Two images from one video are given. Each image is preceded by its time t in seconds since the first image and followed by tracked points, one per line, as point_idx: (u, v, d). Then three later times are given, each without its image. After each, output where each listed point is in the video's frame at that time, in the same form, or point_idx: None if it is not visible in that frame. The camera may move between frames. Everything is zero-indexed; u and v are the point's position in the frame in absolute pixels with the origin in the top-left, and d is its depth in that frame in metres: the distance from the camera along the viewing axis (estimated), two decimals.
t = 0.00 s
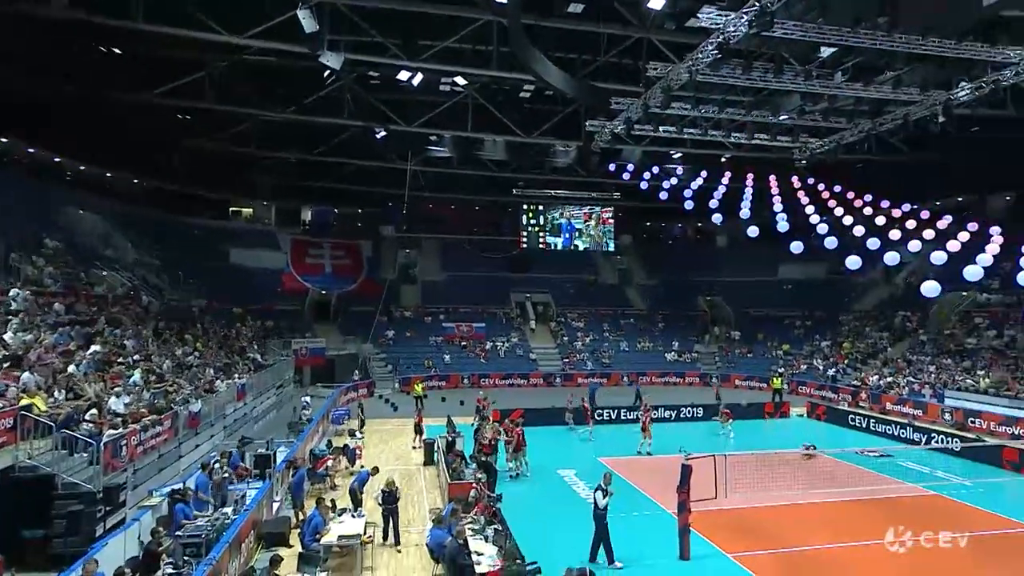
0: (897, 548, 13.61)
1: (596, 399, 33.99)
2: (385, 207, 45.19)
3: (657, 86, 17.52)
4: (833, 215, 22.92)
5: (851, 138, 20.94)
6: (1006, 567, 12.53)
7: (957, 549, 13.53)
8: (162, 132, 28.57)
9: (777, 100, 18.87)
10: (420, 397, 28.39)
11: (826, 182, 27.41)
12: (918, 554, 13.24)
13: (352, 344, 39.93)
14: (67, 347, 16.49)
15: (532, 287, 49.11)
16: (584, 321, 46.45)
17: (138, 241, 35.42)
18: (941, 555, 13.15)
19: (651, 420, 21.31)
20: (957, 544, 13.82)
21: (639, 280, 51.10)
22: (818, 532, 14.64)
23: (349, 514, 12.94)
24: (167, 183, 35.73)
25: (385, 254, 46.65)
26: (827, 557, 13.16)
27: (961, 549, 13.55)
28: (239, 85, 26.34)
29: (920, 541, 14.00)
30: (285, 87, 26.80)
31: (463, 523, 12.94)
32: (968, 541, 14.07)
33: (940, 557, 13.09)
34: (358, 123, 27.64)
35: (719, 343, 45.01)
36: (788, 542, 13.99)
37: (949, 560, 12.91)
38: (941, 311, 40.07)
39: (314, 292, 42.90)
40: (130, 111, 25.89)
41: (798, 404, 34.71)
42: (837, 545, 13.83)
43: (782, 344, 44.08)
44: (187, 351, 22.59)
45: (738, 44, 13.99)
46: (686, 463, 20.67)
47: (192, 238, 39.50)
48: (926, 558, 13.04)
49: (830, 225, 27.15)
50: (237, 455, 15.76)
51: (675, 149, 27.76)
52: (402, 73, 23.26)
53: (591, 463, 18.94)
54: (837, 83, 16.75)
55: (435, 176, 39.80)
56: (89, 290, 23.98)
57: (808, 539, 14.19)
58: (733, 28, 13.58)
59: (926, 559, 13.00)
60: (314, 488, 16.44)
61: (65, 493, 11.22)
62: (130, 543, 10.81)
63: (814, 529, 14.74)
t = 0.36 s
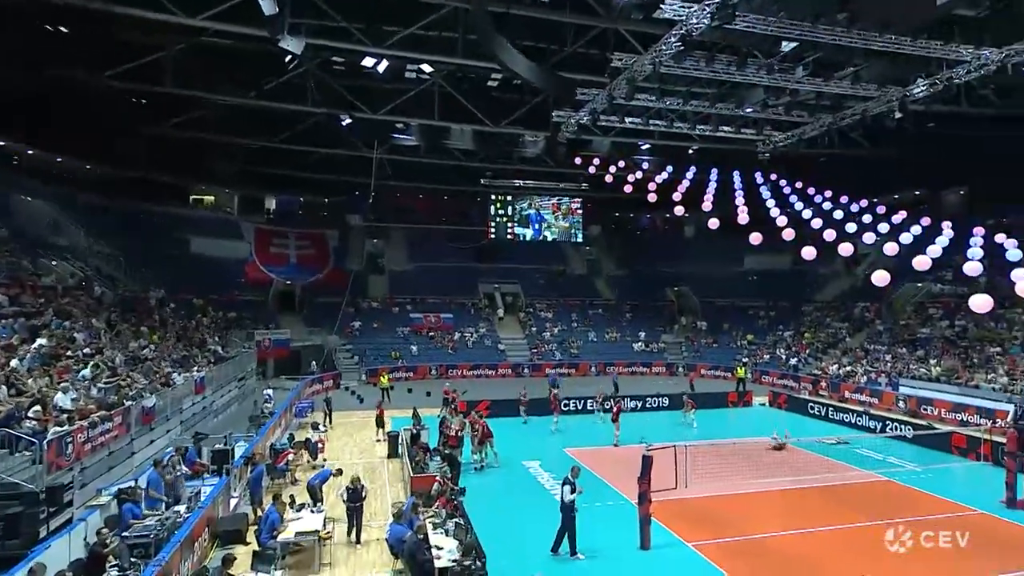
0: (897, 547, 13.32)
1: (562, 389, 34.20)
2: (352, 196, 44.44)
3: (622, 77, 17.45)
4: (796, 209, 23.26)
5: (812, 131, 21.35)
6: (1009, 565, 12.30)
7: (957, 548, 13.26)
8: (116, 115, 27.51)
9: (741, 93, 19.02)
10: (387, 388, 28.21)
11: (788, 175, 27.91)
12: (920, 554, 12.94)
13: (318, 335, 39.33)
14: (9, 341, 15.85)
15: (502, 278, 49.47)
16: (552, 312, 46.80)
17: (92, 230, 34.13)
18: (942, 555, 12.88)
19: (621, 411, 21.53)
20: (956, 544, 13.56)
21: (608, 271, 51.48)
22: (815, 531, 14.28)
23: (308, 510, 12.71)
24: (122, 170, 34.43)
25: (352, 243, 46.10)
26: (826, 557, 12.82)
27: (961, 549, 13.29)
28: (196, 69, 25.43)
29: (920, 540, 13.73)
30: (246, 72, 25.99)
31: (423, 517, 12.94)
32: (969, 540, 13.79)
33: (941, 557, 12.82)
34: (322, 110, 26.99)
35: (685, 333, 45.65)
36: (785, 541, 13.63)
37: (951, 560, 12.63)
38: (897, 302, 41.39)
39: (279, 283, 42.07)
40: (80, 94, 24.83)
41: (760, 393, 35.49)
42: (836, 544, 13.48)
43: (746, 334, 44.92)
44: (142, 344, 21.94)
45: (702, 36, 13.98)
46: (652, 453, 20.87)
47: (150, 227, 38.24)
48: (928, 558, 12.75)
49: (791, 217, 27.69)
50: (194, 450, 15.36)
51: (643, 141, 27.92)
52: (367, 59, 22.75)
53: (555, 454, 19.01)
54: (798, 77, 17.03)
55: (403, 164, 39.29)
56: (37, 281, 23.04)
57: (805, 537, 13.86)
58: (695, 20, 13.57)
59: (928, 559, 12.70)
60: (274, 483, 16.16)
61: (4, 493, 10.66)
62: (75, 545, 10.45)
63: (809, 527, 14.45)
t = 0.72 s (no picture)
0: (897, 547, 12.79)
1: (533, 379, 34.23)
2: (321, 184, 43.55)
3: (589, 66, 17.35)
4: (764, 201, 23.44)
5: (779, 123, 21.61)
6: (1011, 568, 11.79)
7: (956, 548, 12.75)
8: (70, 98, 26.48)
9: (709, 85, 19.16)
10: (356, 379, 28.00)
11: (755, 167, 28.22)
12: (918, 555, 12.41)
13: (285, 325, 38.65)
14: None
15: (474, 268, 49.33)
16: (524, 302, 46.86)
17: (46, 218, 32.86)
18: (941, 555, 12.38)
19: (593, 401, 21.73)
20: (956, 543, 13.02)
21: (579, 261, 51.73)
22: (810, 530, 13.77)
23: (269, 505, 12.47)
24: (78, 155, 33.21)
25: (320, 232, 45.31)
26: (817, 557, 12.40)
27: (962, 548, 12.76)
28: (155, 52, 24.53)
29: (920, 540, 13.19)
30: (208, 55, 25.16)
31: (386, 510, 12.86)
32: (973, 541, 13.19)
33: (941, 558, 12.29)
34: (289, 97, 26.31)
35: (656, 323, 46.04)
36: (776, 540, 13.17)
37: (952, 561, 12.10)
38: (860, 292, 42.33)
39: (245, 273, 41.26)
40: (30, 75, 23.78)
41: (727, 381, 36.09)
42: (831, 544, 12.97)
43: (715, 323, 45.55)
44: (99, 336, 21.32)
45: (668, 27, 13.93)
46: (621, 442, 21.03)
47: (109, 215, 37.01)
48: (927, 558, 12.24)
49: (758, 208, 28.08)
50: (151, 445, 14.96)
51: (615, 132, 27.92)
52: (334, 44, 22.20)
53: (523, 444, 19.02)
54: (764, 69, 17.15)
55: (373, 152, 38.70)
56: None
57: (795, 536, 13.44)
58: (661, 10, 13.52)
59: (928, 560, 12.18)
60: (237, 478, 15.89)
61: None
62: (19, 549, 10.08)
63: (798, 524, 14.07)
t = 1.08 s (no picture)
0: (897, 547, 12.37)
1: (506, 368, 34.24)
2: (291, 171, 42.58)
3: (560, 54, 17.18)
4: (735, 191, 23.55)
5: (749, 114, 21.74)
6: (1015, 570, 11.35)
7: (956, 549, 12.30)
8: (22, 79, 25.35)
9: (679, 75, 19.18)
10: (326, 369, 27.71)
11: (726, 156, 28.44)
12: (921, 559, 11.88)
13: (254, 316, 37.94)
14: None
15: (447, 257, 49.05)
16: (498, 291, 46.79)
17: None
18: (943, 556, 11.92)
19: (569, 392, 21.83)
20: (955, 542, 12.63)
21: (553, 250, 51.80)
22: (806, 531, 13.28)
23: (231, 500, 12.18)
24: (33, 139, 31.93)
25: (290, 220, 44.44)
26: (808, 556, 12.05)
27: (961, 548, 12.36)
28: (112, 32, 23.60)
29: (919, 539, 12.77)
30: (169, 37, 24.29)
31: (352, 504, 12.67)
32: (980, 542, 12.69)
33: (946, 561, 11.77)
34: (254, 81, 25.59)
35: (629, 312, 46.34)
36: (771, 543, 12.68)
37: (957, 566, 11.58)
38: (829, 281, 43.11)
39: (212, 261, 40.62)
40: None
41: (698, 369, 36.57)
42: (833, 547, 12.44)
43: (687, 312, 46.03)
44: (55, 328, 20.62)
45: (637, 14, 13.80)
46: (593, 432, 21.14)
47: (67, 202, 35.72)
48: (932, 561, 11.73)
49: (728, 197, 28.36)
50: (110, 441, 14.50)
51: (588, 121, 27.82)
52: (300, 27, 21.60)
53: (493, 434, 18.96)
54: (733, 60, 17.16)
55: (343, 139, 38.02)
56: None
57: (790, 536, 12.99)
58: None
59: (926, 560, 11.80)
60: (201, 472, 15.56)
61: None
62: None
63: (781, 517, 13.96)
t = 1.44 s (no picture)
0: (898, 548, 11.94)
1: (482, 357, 34.18)
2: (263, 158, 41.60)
3: (533, 40, 16.95)
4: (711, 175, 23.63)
5: (722, 103, 21.80)
6: None
7: (960, 552, 11.84)
8: None
9: (654, 62, 19.12)
10: (298, 360, 27.33)
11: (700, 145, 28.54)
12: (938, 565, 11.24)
13: (226, 305, 37.24)
14: None
15: (423, 245, 48.68)
16: (475, 280, 46.63)
17: None
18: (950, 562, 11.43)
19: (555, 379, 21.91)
20: (956, 543, 12.21)
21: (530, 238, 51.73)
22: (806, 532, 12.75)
23: (195, 494, 11.89)
24: None
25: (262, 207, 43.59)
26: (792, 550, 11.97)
27: (966, 550, 11.92)
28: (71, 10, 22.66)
29: (920, 540, 12.33)
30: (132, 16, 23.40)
31: (320, 496, 12.49)
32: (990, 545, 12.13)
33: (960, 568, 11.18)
34: (223, 64, 24.84)
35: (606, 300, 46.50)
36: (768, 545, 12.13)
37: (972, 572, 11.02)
38: (801, 269, 43.90)
39: (181, 250, 39.54)
40: None
41: (673, 357, 36.92)
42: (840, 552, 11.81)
43: (663, 300, 46.37)
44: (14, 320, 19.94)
45: None
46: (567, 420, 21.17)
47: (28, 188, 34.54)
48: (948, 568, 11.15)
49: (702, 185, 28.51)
50: (70, 436, 14.06)
51: (565, 108, 27.67)
52: (268, 9, 20.99)
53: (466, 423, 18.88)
54: (706, 48, 17.13)
55: (316, 125, 37.41)
56: None
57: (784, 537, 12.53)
58: None
59: (931, 563, 11.36)
60: (167, 465, 15.22)
61: None
62: None
63: (752, 505, 14.11)
